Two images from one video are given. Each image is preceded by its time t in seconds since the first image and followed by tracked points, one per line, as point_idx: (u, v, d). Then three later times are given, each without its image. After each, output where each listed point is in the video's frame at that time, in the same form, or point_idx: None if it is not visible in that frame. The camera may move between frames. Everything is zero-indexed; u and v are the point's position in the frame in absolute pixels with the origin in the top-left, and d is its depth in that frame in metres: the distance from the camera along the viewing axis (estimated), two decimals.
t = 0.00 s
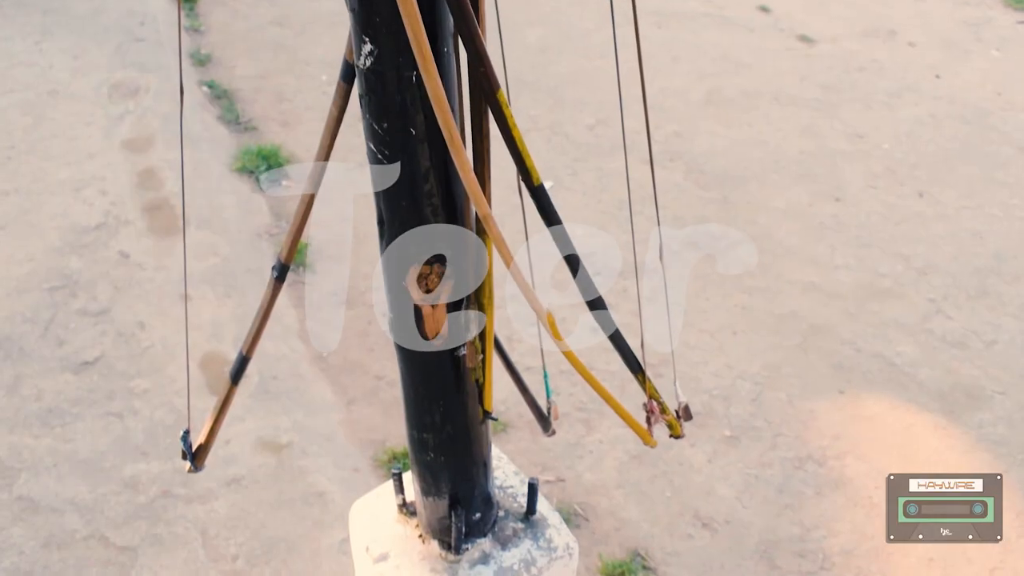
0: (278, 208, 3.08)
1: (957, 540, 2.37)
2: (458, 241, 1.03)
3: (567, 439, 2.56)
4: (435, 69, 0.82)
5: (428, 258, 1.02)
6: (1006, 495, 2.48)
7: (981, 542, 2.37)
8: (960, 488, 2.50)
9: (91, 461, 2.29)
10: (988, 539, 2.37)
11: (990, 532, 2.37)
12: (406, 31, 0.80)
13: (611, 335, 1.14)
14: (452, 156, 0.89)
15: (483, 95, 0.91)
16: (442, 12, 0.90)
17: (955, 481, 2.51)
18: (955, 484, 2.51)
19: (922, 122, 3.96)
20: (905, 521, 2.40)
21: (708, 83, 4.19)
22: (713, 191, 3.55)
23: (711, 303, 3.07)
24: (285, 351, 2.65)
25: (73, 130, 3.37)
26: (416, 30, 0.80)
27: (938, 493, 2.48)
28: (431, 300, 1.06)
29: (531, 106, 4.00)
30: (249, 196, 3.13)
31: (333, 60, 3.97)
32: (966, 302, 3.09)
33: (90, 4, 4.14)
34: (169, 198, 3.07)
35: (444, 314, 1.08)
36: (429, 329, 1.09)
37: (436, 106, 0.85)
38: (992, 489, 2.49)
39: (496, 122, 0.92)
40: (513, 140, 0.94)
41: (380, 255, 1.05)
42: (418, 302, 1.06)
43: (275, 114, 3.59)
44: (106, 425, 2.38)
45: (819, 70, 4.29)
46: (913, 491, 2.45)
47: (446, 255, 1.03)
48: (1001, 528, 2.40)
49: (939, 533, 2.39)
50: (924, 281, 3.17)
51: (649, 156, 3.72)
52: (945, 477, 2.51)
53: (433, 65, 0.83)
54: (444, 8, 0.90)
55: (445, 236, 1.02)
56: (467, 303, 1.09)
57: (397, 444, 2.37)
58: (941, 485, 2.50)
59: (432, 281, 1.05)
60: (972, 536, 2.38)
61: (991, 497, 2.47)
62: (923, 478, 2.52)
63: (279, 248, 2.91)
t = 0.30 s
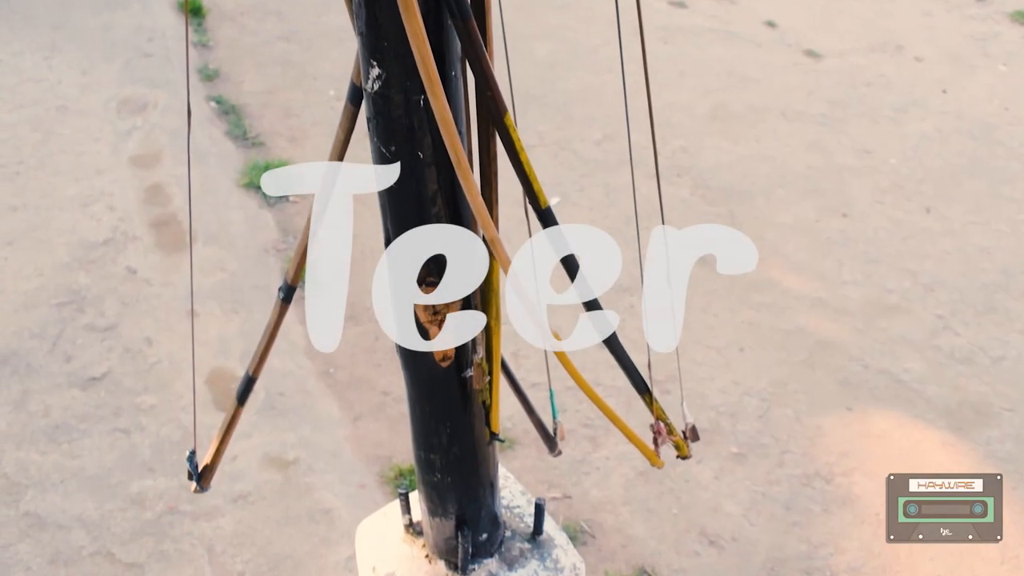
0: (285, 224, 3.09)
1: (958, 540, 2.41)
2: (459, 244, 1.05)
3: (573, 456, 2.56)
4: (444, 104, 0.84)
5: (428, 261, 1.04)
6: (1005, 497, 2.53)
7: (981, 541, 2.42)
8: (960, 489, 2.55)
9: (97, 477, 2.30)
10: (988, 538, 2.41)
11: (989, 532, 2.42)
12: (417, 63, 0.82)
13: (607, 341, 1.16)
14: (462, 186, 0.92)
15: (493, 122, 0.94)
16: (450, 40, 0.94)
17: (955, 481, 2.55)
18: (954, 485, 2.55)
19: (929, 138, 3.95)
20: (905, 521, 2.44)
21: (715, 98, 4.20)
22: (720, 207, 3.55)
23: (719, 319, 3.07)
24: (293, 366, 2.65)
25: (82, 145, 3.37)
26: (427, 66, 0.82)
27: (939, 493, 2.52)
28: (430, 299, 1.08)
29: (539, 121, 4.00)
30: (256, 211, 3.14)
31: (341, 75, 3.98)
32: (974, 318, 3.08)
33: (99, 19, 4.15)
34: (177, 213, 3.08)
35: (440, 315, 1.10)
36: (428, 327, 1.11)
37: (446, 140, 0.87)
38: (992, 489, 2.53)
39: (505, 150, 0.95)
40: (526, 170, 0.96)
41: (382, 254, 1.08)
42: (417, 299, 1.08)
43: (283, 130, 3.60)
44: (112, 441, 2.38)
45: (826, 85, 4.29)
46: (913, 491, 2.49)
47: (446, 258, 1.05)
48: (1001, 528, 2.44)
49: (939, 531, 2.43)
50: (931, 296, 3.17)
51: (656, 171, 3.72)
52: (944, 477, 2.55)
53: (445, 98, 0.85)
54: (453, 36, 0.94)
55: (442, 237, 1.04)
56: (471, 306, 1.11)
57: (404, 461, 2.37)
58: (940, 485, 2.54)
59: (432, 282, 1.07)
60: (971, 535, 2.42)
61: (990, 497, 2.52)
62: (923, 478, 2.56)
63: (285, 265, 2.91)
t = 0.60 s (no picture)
0: (290, 254, 3.10)
1: (958, 539, 2.50)
2: (459, 239, 1.01)
3: (578, 488, 2.55)
4: (447, 144, 0.85)
5: (427, 261, 1.02)
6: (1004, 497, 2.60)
7: (981, 541, 2.50)
8: (960, 489, 2.62)
9: (102, 510, 2.29)
10: (988, 538, 2.49)
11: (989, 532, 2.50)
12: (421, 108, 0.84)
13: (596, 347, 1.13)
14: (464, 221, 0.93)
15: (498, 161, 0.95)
16: (454, 80, 0.95)
17: (955, 481, 2.62)
18: (956, 485, 2.62)
19: (932, 166, 3.96)
20: (905, 521, 2.52)
21: (718, 127, 4.21)
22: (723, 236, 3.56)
23: (723, 349, 3.07)
24: (298, 397, 2.65)
25: (88, 176, 3.39)
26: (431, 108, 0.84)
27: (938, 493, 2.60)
28: (431, 299, 1.05)
29: (542, 151, 4.02)
30: (261, 242, 3.15)
31: (345, 106, 3.99)
32: (978, 347, 3.09)
33: (104, 50, 4.17)
34: (182, 244, 3.09)
35: (441, 314, 1.07)
36: (430, 327, 1.09)
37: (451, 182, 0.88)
38: (992, 488, 2.60)
39: (510, 189, 0.96)
40: (531, 207, 0.97)
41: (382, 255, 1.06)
42: (418, 300, 1.05)
43: (287, 161, 3.61)
44: (117, 474, 2.38)
45: (828, 114, 4.30)
46: (912, 491, 2.56)
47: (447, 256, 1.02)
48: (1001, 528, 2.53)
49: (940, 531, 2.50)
50: (935, 326, 3.17)
51: (660, 201, 3.73)
52: (945, 478, 2.63)
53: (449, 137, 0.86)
54: (456, 77, 0.96)
55: (442, 236, 1.01)
56: (471, 304, 1.09)
57: (409, 493, 2.37)
58: (941, 485, 2.61)
59: (432, 280, 1.04)
60: (971, 535, 2.51)
61: (991, 497, 2.58)
62: (923, 478, 2.64)
63: (290, 295, 2.92)
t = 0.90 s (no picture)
0: (293, 280, 3.11)
1: (957, 540, 2.54)
2: (456, 238, 1.04)
3: (581, 513, 2.55)
4: (453, 180, 0.86)
5: (428, 261, 1.05)
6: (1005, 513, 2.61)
7: (980, 541, 2.55)
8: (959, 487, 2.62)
9: (105, 536, 2.29)
10: (989, 538, 2.54)
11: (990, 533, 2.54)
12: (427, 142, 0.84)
13: (583, 351, 1.11)
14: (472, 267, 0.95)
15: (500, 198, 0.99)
16: (459, 118, 1.00)
17: (956, 481, 2.62)
18: (956, 484, 2.61)
19: (933, 191, 3.97)
20: (905, 521, 2.54)
21: (719, 152, 4.22)
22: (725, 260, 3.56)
23: (725, 374, 3.07)
24: (301, 423, 2.66)
25: (91, 203, 3.40)
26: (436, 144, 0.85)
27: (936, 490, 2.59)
28: (431, 299, 1.08)
29: (545, 176, 4.03)
30: (264, 268, 3.16)
31: (348, 131, 4.01)
32: (980, 371, 3.09)
33: (108, 77, 4.20)
34: (186, 270, 3.10)
35: (438, 316, 1.09)
36: (428, 328, 1.10)
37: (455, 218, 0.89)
38: (991, 488, 2.62)
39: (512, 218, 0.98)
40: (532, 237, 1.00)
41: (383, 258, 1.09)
42: (418, 300, 1.08)
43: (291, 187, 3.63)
44: (120, 500, 2.38)
45: (829, 139, 4.32)
46: (912, 490, 2.56)
47: (446, 257, 1.05)
48: (1000, 528, 2.57)
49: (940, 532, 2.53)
50: (937, 350, 3.17)
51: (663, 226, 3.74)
52: (945, 478, 2.62)
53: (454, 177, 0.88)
54: (461, 116, 1.01)
55: (442, 236, 1.04)
56: (472, 304, 1.10)
57: (411, 519, 2.37)
58: (940, 484, 2.60)
59: (431, 280, 1.07)
60: (971, 535, 2.55)
61: (991, 496, 2.60)
62: (923, 478, 2.62)
63: (292, 321, 2.92)
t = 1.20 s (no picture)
0: (298, 304, 3.11)
1: (958, 539, 2.63)
2: (456, 240, 1.04)
3: (586, 538, 2.55)
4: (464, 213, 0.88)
5: (428, 261, 1.05)
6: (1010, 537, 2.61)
7: (980, 541, 2.62)
8: (960, 488, 2.73)
9: (110, 559, 2.29)
10: (988, 538, 2.62)
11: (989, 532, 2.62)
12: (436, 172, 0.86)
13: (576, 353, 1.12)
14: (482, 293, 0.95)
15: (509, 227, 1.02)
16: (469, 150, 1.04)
17: (956, 482, 2.74)
18: (956, 486, 2.73)
19: (937, 215, 3.98)
20: (905, 521, 2.65)
21: (724, 176, 4.23)
22: (729, 284, 3.56)
23: (730, 399, 3.07)
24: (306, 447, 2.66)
25: (97, 225, 3.41)
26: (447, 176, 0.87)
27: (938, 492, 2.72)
28: (431, 299, 1.08)
29: (549, 200, 4.04)
30: (270, 291, 3.16)
31: (353, 155, 4.02)
32: (985, 396, 3.08)
33: (114, 99, 4.21)
34: (191, 293, 3.10)
35: (438, 315, 1.09)
36: (429, 328, 1.11)
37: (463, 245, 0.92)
38: (991, 489, 2.73)
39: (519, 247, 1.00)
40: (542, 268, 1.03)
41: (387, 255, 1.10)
42: (417, 300, 1.08)
43: (296, 210, 3.63)
44: (125, 524, 2.38)
45: (833, 162, 4.32)
46: (912, 491, 2.69)
47: (446, 258, 1.05)
48: (1001, 528, 2.65)
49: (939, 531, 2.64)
50: (942, 375, 3.17)
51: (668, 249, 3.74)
52: (945, 479, 2.74)
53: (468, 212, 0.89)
54: (470, 146, 1.04)
55: (441, 237, 1.04)
56: (474, 304, 1.10)
57: (417, 543, 2.37)
58: (940, 486, 2.72)
59: (431, 281, 1.07)
60: (972, 535, 2.63)
61: (990, 497, 2.71)
62: (923, 479, 2.75)
63: (297, 346, 2.93)
